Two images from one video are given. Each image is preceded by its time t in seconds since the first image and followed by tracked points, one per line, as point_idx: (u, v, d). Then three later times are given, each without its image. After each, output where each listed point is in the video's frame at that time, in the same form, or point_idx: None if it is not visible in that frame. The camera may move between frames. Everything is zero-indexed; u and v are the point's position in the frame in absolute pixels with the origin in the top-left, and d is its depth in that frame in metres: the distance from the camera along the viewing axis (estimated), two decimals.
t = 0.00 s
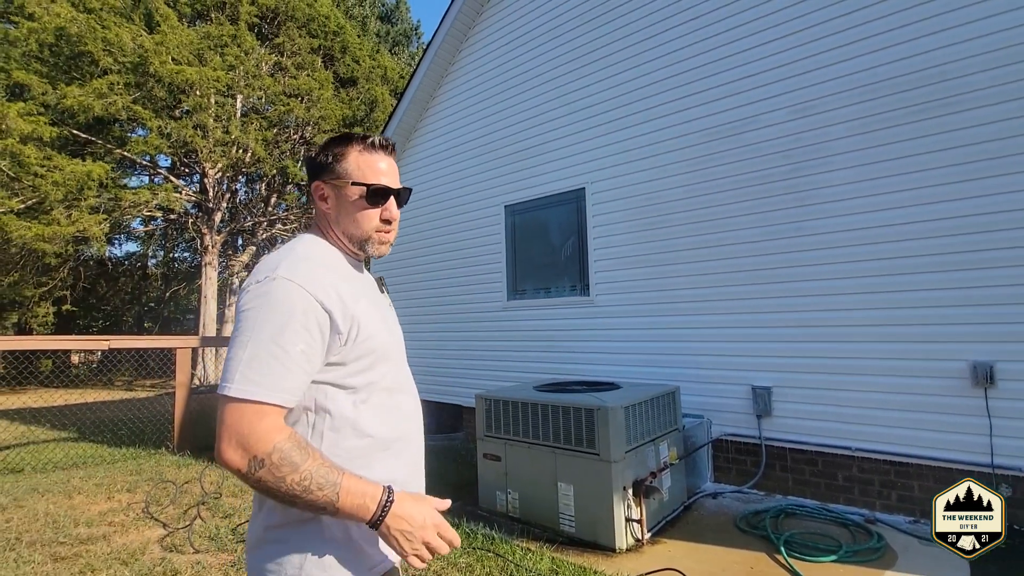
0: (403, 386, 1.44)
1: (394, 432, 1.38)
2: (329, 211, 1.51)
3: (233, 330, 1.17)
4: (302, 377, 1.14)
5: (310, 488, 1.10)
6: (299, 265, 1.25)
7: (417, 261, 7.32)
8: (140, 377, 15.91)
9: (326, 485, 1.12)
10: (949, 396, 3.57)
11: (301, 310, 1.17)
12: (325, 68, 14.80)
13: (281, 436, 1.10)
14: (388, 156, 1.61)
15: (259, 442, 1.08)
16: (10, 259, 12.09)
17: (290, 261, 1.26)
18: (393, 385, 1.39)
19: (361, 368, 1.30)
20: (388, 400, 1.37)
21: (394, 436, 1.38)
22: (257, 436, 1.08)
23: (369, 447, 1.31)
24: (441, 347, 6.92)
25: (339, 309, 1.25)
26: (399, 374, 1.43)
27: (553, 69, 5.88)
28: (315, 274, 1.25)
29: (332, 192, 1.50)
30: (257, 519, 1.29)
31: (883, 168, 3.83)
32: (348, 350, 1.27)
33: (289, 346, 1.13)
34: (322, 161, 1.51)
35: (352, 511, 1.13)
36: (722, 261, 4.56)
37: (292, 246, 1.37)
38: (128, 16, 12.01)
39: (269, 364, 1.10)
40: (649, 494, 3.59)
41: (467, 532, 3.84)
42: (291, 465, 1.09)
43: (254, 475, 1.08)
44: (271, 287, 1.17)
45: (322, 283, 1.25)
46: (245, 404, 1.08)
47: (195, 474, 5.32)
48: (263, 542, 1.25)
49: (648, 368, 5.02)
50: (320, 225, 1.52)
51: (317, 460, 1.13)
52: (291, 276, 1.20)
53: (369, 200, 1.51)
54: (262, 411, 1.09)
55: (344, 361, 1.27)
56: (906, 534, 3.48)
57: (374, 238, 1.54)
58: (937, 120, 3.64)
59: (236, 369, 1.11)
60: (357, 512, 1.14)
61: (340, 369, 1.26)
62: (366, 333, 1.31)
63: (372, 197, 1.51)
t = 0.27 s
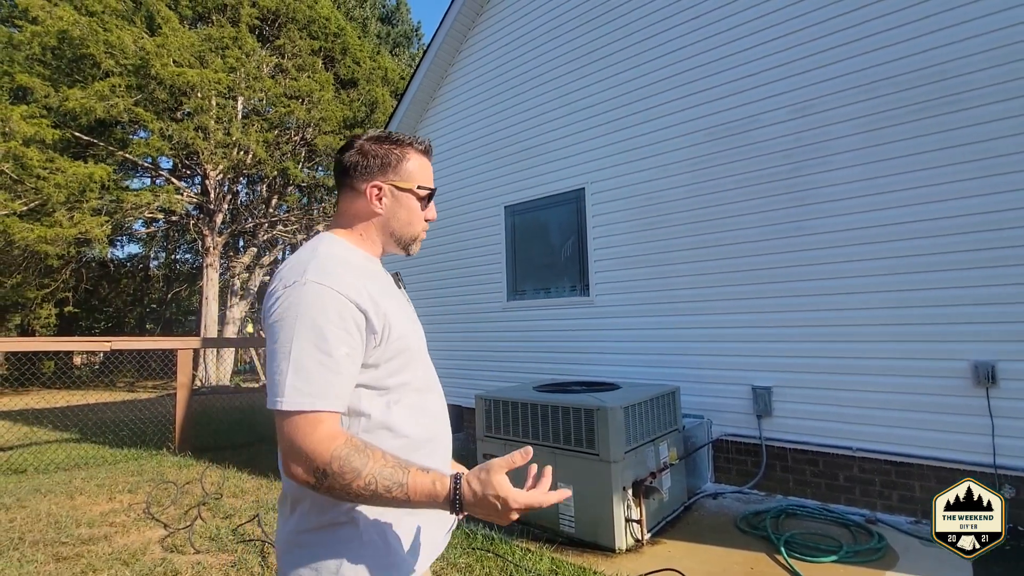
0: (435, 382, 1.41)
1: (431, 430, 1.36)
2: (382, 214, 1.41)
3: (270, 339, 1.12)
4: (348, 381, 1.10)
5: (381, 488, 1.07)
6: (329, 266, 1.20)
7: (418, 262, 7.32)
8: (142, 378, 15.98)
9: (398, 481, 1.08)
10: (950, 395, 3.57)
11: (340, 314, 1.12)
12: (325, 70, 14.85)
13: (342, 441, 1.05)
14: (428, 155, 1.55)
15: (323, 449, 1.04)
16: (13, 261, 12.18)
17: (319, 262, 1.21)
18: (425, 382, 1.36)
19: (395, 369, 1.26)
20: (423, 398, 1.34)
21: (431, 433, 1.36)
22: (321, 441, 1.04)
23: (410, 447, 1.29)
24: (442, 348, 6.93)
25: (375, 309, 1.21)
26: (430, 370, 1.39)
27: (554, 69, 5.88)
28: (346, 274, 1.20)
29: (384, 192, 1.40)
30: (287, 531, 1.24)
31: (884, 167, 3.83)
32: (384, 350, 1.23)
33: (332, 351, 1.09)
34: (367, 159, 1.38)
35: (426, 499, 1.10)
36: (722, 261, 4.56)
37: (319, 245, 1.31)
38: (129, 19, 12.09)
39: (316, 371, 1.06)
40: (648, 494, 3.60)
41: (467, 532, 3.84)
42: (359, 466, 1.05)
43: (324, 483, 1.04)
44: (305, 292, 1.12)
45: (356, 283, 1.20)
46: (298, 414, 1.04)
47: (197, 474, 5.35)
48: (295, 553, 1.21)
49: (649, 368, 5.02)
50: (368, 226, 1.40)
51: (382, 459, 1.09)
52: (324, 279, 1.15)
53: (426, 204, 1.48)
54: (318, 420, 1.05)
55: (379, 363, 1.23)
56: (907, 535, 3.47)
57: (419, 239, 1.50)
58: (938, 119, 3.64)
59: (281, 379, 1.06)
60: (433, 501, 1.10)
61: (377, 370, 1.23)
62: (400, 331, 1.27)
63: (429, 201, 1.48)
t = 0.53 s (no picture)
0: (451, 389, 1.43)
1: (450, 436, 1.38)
2: (416, 212, 1.40)
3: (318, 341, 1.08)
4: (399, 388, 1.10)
5: (430, 503, 1.10)
6: (373, 268, 1.18)
7: (412, 262, 7.31)
8: (133, 379, 15.86)
9: (445, 497, 1.12)
10: (942, 393, 3.60)
11: (392, 320, 1.12)
12: (319, 69, 14.79)
13: (400, 453, 1.06)
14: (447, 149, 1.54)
15: (383, 459, 1.04)
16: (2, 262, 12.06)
17: (363, 263, 1.18)
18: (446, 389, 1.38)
19: (427, 373, 1.28)
20: (445, 405, 1.36)
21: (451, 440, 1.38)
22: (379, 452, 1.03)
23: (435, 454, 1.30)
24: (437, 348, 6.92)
25: (417, 315, 1.21)
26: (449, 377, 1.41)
27: (548, 68, 5.90)
28: (391, 278, 1.19)
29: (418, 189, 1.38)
30: (305, 534, 1.23)
31: (876, 167, 3.86)
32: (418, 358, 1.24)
33: (385, 356, 1.08)
34: (404, 154, 1.36)
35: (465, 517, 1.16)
36: (715, 261, 4.59)
37: (353, 242, 1.27)
38: (120, 18, 12.01)
39: (373, 377, 1.04)
40: (642, 493, 3.60)
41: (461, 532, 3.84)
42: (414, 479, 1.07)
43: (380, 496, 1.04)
44: (359, 296, 1.10)
45: (399, 289, 1.19)
46: (356, 420, 1.01)
47: (189, 476, 5.32)
48: (315, 557, 1.20)
49: (643, 367, 5.04)
50: (400, 224, 1.38)
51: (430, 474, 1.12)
52: (375, 282, 1.13)
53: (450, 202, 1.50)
54: (376, 428, 1.03)
55: (415, 367, 1.23)
56: (898, 532, 3.49)
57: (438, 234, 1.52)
58: (929, 119, 3.67)
59: (335, 382, 1.02)
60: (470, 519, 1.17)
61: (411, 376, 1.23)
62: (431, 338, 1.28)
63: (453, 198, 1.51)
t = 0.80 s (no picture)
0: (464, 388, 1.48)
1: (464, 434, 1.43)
2: (436, 209, 1.42)
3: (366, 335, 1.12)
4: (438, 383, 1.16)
5: (455, 491, 1.20)
6: (413, 270, 1.22)
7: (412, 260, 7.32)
8: (135, 377, 15.91)
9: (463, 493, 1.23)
10: (942, 389, 3.59)
11: (432, 318, 1.17)
12: (319, 67, 14.78)
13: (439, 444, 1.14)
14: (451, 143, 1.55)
15: (426, 448, 1.11)
16: (4, 261, 12.10)
17: (403, 265, 1.22)
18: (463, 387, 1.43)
19: (451, 370, 1.33)
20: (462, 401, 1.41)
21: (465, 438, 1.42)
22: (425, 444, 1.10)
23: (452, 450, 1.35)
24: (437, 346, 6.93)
25: (448, 314, 1.27)
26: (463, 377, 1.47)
27: (548, 65, 5.88)
28: (427, 278, 1.24)
29: (437, 189, 1.40)
30: (328, 521, 1.24)
31: (876, 162, 3.85)
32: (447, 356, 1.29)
33: (428, 355, 1.13)
34: (419, 159, 1.37)
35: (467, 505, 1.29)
36: (715, 257, 4.58)
37: (385, 241, 1.29)
38: (120, 16, 12.02)
39: (420, 372, 1.10)
40: (642, 491, 3.60)
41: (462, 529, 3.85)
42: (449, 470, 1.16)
43: (421, 482, 1.11)
44: (404, 294, 1.14)
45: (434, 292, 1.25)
46: (404, 413, 1.07)
47: (191, 473, 5.33)
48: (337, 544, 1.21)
49: (643, 364, 5.04)
50: (424, 222, 1.40)
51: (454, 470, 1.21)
52: (417, 282, 1.18)
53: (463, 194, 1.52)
54: (421, 420, 1.09)
55: (443, 364, 1.29)
56: (899, 528, 3.49)
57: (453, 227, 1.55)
58: (929, 114, 3.66)
59: (386, 376, 1.07)
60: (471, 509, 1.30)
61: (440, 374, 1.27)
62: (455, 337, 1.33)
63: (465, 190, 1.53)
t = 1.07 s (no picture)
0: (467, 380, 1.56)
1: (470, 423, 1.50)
2: (430, 216, 1.48)
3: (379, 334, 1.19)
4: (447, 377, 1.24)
5: (465, 472, 1.29)
6: (418, 274, 1.30)
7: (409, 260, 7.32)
8: (132, 379, 15.84)
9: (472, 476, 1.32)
10: (940, 385, 3.60)
11: (439, 318, 1.26)
12: (315, 67, 14.75)
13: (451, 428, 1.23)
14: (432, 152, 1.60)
15: (440, 432, 1.20)
16: None
17: (409, 270, 1.29)
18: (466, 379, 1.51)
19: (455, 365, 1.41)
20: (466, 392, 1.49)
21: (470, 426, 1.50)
22: (439, 427, 1.19)
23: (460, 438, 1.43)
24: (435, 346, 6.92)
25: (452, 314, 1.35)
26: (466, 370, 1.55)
27: (544, 64, 5.89)
28: (431, 282, 1.32)
29: (428, 195, 1.46)
30: (346, 505, 1.31)
31: (872, 160, 3.86)
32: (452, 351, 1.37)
33: (437, 350, 1.22)
34: (410, 167, 1.42)
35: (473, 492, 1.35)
36: (713, 256, 4.59)
37: (388, 249, 1.35)
38: (115, 16, 11.98)
39: (432, 366, 1.18)
40: (641, 489, 3.60)
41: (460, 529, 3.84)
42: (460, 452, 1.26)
43: (436, 461, 1.20)
44: (413, 297, 1.22)
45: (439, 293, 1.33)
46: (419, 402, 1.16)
47: (188, 475, 5.32)
48: (356, 527, 1.28)
49: (641, 363, 5.04)
50: (422, 229, 1.45)
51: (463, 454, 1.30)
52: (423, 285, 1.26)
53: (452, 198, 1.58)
54: (434, 407, 1.18)
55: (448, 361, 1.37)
56: (897, 525, 3.50)
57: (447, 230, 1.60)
58: (925, 112, 3.68)
59: (401, 371, 1.15)
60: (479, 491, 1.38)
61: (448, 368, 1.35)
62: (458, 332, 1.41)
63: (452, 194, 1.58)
